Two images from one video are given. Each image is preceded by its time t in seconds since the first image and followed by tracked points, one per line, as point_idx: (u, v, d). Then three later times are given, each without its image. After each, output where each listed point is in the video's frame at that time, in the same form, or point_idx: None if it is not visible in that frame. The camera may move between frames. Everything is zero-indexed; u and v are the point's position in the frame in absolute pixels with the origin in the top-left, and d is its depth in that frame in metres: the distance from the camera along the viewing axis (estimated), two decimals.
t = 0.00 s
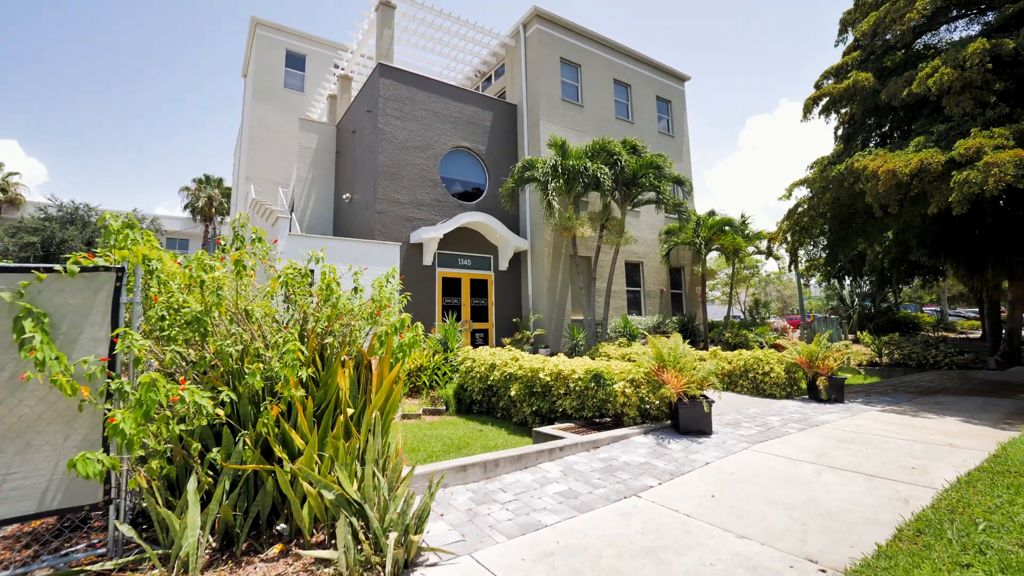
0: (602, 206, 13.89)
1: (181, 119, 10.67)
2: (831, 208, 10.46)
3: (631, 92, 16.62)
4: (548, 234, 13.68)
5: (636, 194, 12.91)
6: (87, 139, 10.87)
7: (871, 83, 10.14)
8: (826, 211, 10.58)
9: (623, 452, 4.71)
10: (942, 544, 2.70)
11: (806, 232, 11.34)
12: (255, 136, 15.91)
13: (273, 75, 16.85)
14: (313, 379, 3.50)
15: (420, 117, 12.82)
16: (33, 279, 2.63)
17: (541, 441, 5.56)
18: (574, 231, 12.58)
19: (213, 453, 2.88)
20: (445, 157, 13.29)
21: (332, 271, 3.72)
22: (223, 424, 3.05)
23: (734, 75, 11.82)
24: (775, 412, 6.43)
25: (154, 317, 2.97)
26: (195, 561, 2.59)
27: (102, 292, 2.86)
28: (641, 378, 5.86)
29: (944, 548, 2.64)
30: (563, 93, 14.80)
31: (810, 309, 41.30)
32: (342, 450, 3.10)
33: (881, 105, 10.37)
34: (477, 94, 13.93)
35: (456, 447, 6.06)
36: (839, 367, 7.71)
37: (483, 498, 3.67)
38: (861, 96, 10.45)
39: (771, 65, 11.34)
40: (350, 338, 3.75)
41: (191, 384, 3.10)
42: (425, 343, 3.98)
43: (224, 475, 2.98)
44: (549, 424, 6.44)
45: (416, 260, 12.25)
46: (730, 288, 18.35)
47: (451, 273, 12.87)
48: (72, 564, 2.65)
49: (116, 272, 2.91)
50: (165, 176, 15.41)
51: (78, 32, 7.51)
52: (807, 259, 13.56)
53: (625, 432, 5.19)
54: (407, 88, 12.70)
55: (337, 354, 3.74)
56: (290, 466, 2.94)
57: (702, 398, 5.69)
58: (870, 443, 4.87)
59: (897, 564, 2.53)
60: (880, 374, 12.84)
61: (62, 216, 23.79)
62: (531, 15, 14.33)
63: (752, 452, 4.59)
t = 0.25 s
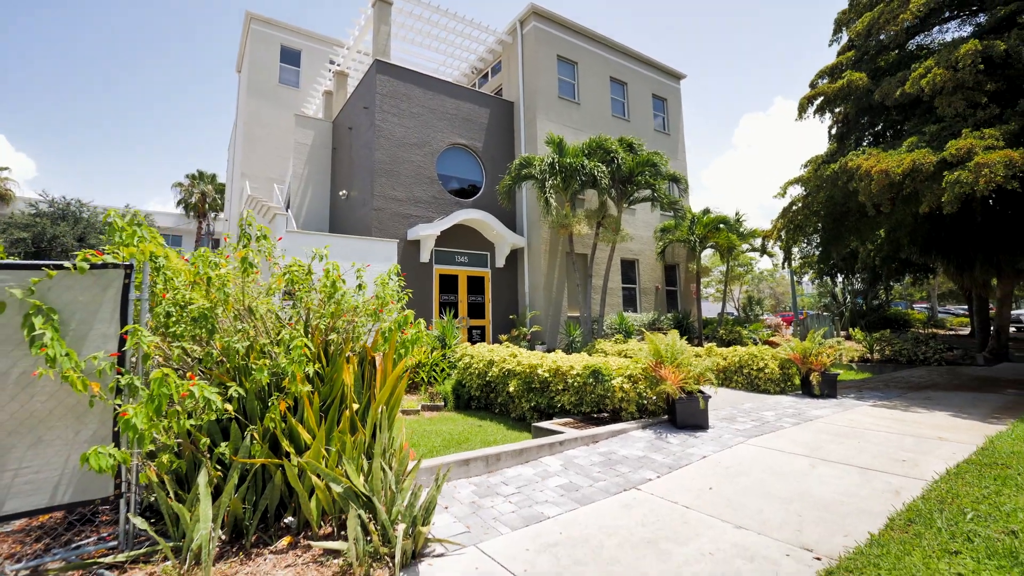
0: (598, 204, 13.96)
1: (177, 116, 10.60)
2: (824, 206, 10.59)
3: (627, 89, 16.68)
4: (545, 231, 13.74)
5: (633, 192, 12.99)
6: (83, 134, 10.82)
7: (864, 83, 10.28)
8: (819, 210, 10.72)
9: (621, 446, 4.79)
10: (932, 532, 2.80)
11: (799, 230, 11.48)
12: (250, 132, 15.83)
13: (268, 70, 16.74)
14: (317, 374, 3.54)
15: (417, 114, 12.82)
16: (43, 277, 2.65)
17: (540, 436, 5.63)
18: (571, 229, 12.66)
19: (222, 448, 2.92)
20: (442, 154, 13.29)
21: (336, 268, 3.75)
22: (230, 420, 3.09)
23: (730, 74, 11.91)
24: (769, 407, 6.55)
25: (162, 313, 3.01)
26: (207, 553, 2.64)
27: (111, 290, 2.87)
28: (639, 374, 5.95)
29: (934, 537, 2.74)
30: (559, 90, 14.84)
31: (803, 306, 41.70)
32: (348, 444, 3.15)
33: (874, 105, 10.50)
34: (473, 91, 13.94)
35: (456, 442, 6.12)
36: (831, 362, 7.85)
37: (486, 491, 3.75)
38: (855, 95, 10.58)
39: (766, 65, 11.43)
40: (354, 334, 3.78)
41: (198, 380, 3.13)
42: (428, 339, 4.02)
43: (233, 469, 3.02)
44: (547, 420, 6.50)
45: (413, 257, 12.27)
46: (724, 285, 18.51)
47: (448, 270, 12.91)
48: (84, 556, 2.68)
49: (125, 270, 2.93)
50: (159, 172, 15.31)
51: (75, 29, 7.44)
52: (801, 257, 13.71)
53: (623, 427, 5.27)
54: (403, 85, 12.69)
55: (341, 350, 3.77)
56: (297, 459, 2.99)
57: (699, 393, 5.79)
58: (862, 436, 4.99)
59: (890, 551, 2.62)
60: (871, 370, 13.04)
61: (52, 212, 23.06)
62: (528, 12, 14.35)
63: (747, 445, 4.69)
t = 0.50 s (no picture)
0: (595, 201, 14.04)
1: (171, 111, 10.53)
2: (817, 204, 10.73)
3: (623, 87, 16.73)
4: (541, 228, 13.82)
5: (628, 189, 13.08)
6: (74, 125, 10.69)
7: (858, 83, 10.43)
8: (812, 207, 10.86)
9: (620, 439, 4.88)
10: (922, 519, 2.91)
11: (792, 227, 11.62)
12: (245, 127, 15.72)
13: (262, 65, 16.61)
14: (324, 369, 3.58)
15: (414, 110, 12.81)
16: (56, 273, 2.68)
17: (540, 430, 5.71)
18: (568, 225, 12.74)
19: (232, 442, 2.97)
20: (439, 150, 13.30)
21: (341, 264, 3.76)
22: (240, 414, 3.14)
23: (726, 72, 12.00)
24: (764, 401, 6.67)
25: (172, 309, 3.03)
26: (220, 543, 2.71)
27: (122, 286, 2.90)
28: (636, 368, 6.05)
29: (924, 523, 2.85)
30: (556, 87, 14.88)
31: (795, 302, 42.14)
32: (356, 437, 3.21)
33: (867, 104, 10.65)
34: (470, 87, 13.94)
35: (456, 436, 6.19)
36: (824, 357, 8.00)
37: (490, 483, 3.82)
38: (848, 94, 10.71)
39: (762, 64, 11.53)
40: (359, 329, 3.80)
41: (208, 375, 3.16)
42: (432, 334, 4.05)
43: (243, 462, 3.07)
44: (545, 414, 6.58)
45: (410, 254, 12.29)
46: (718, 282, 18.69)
47: (445, 266, 12.94)
48: (98, 547, 2.73)
49: (135, 266, 2.95)
50: (152, 165, 15.18)
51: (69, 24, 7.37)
52: (794, 254, 13.89)
53: (622, 421, 5.36)
54: (400, 80, 12.67)
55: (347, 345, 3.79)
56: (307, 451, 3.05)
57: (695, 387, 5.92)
58: (854, 429, 5.12)
59: (882, 537, 2.72)
60: (861, 365, 13.26)
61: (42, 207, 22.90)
62: (525, 9, 14.36)
63: (743, 438, 4.80)
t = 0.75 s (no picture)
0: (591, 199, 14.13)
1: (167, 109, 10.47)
2: (811, 203, 10.88)
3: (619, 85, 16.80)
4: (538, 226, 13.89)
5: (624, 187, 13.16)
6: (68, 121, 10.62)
7: (852, 83, 10.58)
8: (806, 206, 11.01)
9: (620, 434, 4.95)
10: (913, 508, 3.01)
11: (786, 226, 11.76)
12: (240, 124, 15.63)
13: (257, 61, 16.49)
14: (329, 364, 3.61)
15: (411, 107, 12.80)
16: (66, 269, 2.70)
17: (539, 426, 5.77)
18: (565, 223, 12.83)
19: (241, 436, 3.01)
20: (436, 148, 13.30)
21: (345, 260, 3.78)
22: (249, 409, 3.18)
23: (722, 72, 12.09)
24: (759, 397, 6.79)
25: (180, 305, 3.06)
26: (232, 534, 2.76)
27: (131, 282, 2.94)
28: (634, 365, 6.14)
29: (914, 512, 2.95)
30: (552, 86, 14.93)
31: (787, 300, 42.54)
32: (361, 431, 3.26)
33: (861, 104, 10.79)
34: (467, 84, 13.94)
35: (457, 432, 6.25)
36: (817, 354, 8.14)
37: (493, 477, 3.88)
38: (842, 95, 10.84)
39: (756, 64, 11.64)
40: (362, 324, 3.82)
41: (215, 370, 3.19)
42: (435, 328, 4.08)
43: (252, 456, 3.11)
44: (544, 410, 6.64)
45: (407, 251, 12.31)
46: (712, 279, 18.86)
47: (442, 264, 12.97)
48: (110, 540, 2.78)
49: (143, 263, 2.97)
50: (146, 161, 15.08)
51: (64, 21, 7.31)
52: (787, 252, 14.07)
53: (621, 416, 5.44)
54: (397, 77, 12.66)
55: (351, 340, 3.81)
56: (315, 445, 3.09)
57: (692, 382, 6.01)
58: (847, 424, 5.24)
59: (875, 525, 2.82)
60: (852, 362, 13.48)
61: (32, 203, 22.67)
62: (522, 7, 14.37)
63: (740, 432, 4.90)
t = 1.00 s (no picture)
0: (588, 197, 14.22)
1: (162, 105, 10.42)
2: (803, 201, 11.05)
3: (615, 83, 16.88)
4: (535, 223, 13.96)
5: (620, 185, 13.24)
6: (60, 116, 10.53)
7: (846, 84, 10.74)
8: (798, 205, 11.18)
9: (619, 428, 5.05)
10: (904, 497, 3.12)
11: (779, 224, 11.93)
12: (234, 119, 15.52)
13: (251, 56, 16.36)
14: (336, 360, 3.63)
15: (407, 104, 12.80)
16: (78, 266, 2.73)
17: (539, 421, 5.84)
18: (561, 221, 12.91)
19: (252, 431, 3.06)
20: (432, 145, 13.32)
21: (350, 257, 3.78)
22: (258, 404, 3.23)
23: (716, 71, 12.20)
24: (753, 392, 6.92)
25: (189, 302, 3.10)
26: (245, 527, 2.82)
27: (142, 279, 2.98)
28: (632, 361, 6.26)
29: (905, 500, 3.07)
30: (549, 84, 14.97)
31: (779, 297, 43.00)
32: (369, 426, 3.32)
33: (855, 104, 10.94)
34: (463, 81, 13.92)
35: (457, 427, 6.31)
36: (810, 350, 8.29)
37: (496, 470, 3.96)
38: (835, 95, 11.00)
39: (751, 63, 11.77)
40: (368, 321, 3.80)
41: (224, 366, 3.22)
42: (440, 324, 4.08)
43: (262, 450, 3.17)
44: (542, 405, 6.71)
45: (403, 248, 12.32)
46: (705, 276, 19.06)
47: (439, 261, 13.00)
48: (123, 532, 2.82)
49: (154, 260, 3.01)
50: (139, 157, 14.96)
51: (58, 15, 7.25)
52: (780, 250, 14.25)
53: (620, 411, 5.53)
54: (394, 74, 12.64)
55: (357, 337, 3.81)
56: (323, 439, 3.15)
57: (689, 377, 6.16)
58: (840, 418, 5.36)
59: (867, 514, 2.93)
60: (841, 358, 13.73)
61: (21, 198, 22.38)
62: (519, 5, 14.38)
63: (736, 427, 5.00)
